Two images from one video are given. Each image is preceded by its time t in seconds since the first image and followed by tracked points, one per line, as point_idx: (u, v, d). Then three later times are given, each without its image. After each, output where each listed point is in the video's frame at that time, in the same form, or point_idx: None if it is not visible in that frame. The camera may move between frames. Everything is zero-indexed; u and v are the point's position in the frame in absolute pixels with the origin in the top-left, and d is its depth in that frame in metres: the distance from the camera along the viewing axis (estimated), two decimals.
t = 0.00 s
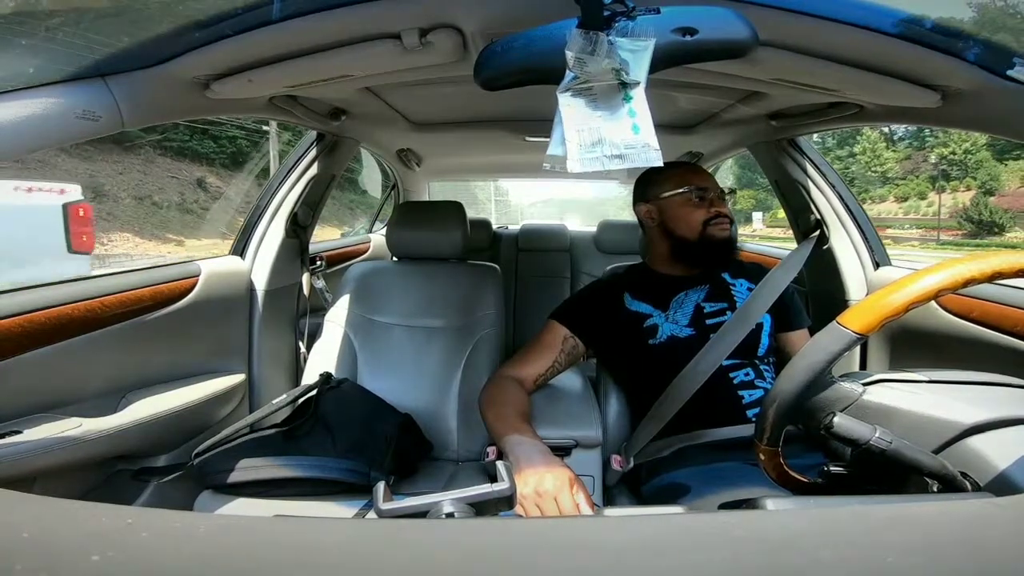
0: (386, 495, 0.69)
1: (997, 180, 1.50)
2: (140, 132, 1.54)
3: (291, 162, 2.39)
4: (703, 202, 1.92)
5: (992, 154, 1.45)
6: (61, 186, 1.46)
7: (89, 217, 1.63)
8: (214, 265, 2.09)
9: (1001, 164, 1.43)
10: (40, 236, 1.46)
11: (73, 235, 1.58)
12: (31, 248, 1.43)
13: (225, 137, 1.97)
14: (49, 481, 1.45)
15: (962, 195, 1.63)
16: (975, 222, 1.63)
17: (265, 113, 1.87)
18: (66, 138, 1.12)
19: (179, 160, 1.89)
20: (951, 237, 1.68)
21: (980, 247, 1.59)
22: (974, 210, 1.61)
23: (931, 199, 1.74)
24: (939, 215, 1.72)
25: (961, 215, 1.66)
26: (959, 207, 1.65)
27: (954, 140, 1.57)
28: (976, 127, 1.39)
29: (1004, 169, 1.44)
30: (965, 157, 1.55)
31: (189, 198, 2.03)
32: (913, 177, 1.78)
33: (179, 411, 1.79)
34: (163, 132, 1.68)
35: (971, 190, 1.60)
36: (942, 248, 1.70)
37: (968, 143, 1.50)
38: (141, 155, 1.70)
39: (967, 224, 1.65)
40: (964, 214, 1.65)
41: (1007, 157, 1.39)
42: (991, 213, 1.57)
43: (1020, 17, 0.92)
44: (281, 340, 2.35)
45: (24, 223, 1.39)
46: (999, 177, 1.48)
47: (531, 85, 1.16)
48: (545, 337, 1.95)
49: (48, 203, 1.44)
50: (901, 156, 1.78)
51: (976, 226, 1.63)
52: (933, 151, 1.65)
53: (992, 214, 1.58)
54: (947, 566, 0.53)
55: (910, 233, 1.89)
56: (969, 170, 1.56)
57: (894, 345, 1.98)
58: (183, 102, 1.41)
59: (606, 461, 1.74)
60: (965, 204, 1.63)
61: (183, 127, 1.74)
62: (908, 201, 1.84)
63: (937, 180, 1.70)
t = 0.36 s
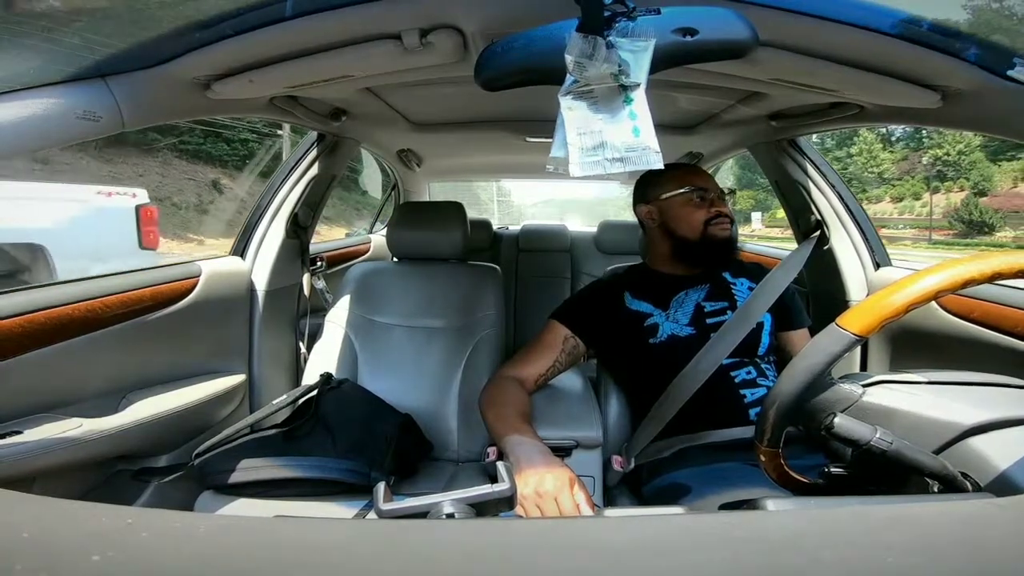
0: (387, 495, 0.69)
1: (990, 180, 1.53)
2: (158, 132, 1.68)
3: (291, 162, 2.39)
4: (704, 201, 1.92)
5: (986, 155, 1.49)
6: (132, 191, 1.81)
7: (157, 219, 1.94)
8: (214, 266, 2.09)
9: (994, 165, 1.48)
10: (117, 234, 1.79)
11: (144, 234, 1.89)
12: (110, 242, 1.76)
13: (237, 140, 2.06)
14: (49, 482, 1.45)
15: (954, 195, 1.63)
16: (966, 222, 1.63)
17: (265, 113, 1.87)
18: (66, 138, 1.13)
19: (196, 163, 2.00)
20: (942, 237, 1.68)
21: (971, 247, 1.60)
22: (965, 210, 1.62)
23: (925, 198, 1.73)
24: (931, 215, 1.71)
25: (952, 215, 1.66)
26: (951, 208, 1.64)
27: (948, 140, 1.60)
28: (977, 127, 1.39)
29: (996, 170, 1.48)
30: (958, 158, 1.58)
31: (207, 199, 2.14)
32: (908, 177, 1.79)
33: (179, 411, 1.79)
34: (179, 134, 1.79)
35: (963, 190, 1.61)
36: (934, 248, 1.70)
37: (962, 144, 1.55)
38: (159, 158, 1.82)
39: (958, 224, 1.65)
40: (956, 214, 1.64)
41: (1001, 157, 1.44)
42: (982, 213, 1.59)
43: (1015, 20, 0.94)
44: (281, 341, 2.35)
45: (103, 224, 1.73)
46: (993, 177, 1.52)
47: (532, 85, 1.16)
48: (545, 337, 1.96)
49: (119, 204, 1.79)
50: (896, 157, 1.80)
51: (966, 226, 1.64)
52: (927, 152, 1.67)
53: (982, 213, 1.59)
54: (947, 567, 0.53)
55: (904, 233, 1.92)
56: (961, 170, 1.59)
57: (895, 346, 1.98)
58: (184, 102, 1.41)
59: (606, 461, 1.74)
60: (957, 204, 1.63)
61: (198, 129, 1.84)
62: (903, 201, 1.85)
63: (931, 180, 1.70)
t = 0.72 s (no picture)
0: (386, 495, 0.69)
1: (984, 180, 1.54)
2: (169, 135, 1.74)
3: (291, 162, 2.39)
4: (679, 204, 1.89)
5: (981, 156, 1.50)
6: (162, 193, 1.96)
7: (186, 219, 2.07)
8: (214, 265, 2.09)
9: (989, 165, 1.49)
10: (148, 232, 1.93)
11: (174, 232, 2.02)
12: (141, 241, 1.90)
13: (247, 141, 2.09)
14: (49, 482, 1.45)
15: (949, 195, 1.65)
16: (959, 221, 1.65)
17: (266, 113, 1.87)
18: (67, 138, 1.13)
19: (207, 164, 2.05)
20: (937, 237, 1.73)
21: (963, 247, 1.64)
22: (959, 210, 1.63)
23: (921, 199, 1.75)
24: (926, 215, 1.74)
25: (946, 215, 1.69)
26: (945, 208, 1.67)
27: (943, 141, 1.60)
28: (977, 127, 1.39)
29: (991, 170, 1.49)
30: (954, 159, 1.59)
31: (213, 199, 2.17)
32: (905, 177, 1.79)
33: (179, 411, 1.79)
34: (190, 136, 1.84)
35: (958, 190, 1.62)
36: (928, 247, 1.76)
37: (957, 145, 1.56)
38: (170, 159, 1.88)
39: (952, 224, 1.68)
40: (949, 214, 1.68)
41: (996, 158, 1.45)
42: (975, 213, 1.60)
43: (1011, 20, 0.95)
44: (281, 341, 2.35)
45: (136, 224, 1.88)
46: (987, 177, 1.53)
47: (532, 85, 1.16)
48: (545, 336, 1.96)
49: (149, 204, 1.92)
50: (892, 159, 1.81)
51: (960, 226, 1.66)
52: (923, 153, 1.68)
53: (975, 213, 1.60)
54: (946, 566, 0.53)
55: (905, 232, 1.93)
56: (956, 170, 1.60)
57: (895, 346, 1.98)
58: (184, 102, 1.41)
59: (606, 461, 1.73)
60: (951, 204, 1.65)
61: (209, 131, 1.88)
62: (900, 201, 1.87)
63: (928, 180, 1.71)
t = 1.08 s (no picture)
0: (387, 495, 0.69)
1: (980, 180, 1.55)
2: (177, 136, 1.76)
3: (292, 163, 2.39)
4: (648, 207, 1.95)
5: (978, 156, 1.51)
6: (168, 192, 1.98)
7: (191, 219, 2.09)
8: (215, 266, 2.09)
9: (985, 165, 1.50)
10: (154, 232, 1.95)
11: (179, 232, 2.04)
12: (147, 241, 1.92)
13: (252, 141, 2.13)
14: (49, 482, 1.45)
15: (945, 196, 1.66)
16: (954, 221, 1.66)
17: (266, 114, 1.87)
18: (67, 138, 1.12)
19: (215, 165, 2.10)
20: (932, 234, 1.75)
21: (959, 246, 1.64)
22: (953, 210, 1.65)
23: (917, 198, 1.75)
24: (922, 214, 1.76)
25: (942, 215, 1.70)
26: (940, 207, 1.68)
27: (940, 141, 1.60)
28: (978, 127, 1.38)
29: (987, 170, 1.51)
30: (951, 159, 1.59)
31: (214, 197, 2.18)
32: (903, 177, 1.79)
33: (179, 412, 1.79)
34: (199, 137, 1.87)
35: (954, 190, 1.63)
36: (924, 246, 1.79)
37: (954, 144, 1.56)
38: (180, 160, 1.93)
39: (947, 223, 1.69)
40: (943, 214, 1.69)
41: (993, 158, 1.46)
42: (969, 212, 1.61)
43: (1008, 21, 0.96)
44: (281, 341, 2.35)
45: (142, 224, 1.90)
46: (982, 177, 1.54)
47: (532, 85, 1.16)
48: (545, 335, 1.96)
49: (156, 205, 1.94)
50: (890, 159, 1.83)
51: (954, 225, 1.67)
52: (921, 152, 1.68)
53: (970, 213, 1.61)
54: (947, 567, 0.53)
55: (902, 231, 1.93)
56: (952, 171, 1.60)
57: (895, 346, 1.98)
58: (184, 103, 1.41)
59: (606, 462, 1.73)
60: (946, 204, 1.66)
61: (216, 132, 1.90)
62: (896, 200, 1.87)
63: (924, 180, 1.71)
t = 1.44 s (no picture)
0: (387, 495, 0.69)
1: (977, 179, 1.55)
2: (184, 136, 1.82)
3: (291, 163, 2.39)
4: (648, 206, 1.96)
5: (973, 155, 1.51)
6: (157, 191, 1.96)
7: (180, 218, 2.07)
8: (215, 266, 2.09)
9: (982, 164, 1.50)
10: (143, 231, 1.93)
11: (168, 231, 2.02)
12: (134, 242, 1.88)
13: (257, 141, 2.15)
14: (49, 482, 1.44)
15: (941, 194, 1.65)
16: (949, 219, 1.64)
17: (266, 114, 1.88)
18: (68, 138, 1.13)
19: (222, 165, 2.14)
20: (927, 234, 1.72)
21: (954, 244, 1.59)
22: (949, 209, 1.62)
23: (915, 197, 1.75)
24: (918, 213, 1.74)
25: (937, 213, 1.68)
26: (937, 206, 1.66)
27: (938, 140, 1.60)
28: (978, 127, 1.38)
29: (984, 169, 1.50)
30: (948, 158, 1.59)
31: (213, 196, 2.18)
32: (900, 176, 1.81)
33: (179, 412, 1.79)
34: (205, 137, 1.93)
35: (951, 189, 1.62)
36: (920, 244, 1.75)
37: (951, 144, 1.56)
38: (187, 160, 1.98)
39: (942, 222, 1.67)
40: (939, 212, 1.67)
41: (990, 156, 1.46)
42: (965, 211, 1.59)
43: (1007, 21, 0.96)
44: (281, 341, 2.35)
45: (131, 223, 1.88)
46: (979, 176, 1.53)
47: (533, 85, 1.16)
48: (546, 334, 1.96)
49: (146, 204, 1.94)
50: (887, 157, 1.84)
51: (949, 224, 1.65)
52: (918, 151, 1.68)
53: (965, 212, 1.59)
54: (948, 567, 0.53)
55: (898, 231, 1.95)
56: (950, 169, 1.59)
57: (896, 346, 1.98)
58: (184, 103, 1.42)
59: (606, 463, 1.72)
60: (943, 203, 1.64)
61: (223, 132, 1.97)
62: (894, 199, 1.88)
63: (920, 178, 1.71)
